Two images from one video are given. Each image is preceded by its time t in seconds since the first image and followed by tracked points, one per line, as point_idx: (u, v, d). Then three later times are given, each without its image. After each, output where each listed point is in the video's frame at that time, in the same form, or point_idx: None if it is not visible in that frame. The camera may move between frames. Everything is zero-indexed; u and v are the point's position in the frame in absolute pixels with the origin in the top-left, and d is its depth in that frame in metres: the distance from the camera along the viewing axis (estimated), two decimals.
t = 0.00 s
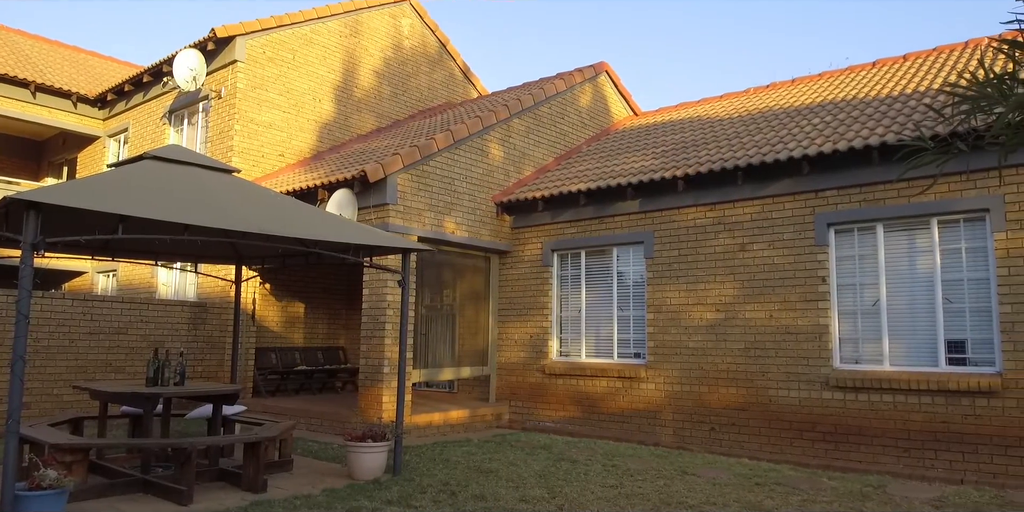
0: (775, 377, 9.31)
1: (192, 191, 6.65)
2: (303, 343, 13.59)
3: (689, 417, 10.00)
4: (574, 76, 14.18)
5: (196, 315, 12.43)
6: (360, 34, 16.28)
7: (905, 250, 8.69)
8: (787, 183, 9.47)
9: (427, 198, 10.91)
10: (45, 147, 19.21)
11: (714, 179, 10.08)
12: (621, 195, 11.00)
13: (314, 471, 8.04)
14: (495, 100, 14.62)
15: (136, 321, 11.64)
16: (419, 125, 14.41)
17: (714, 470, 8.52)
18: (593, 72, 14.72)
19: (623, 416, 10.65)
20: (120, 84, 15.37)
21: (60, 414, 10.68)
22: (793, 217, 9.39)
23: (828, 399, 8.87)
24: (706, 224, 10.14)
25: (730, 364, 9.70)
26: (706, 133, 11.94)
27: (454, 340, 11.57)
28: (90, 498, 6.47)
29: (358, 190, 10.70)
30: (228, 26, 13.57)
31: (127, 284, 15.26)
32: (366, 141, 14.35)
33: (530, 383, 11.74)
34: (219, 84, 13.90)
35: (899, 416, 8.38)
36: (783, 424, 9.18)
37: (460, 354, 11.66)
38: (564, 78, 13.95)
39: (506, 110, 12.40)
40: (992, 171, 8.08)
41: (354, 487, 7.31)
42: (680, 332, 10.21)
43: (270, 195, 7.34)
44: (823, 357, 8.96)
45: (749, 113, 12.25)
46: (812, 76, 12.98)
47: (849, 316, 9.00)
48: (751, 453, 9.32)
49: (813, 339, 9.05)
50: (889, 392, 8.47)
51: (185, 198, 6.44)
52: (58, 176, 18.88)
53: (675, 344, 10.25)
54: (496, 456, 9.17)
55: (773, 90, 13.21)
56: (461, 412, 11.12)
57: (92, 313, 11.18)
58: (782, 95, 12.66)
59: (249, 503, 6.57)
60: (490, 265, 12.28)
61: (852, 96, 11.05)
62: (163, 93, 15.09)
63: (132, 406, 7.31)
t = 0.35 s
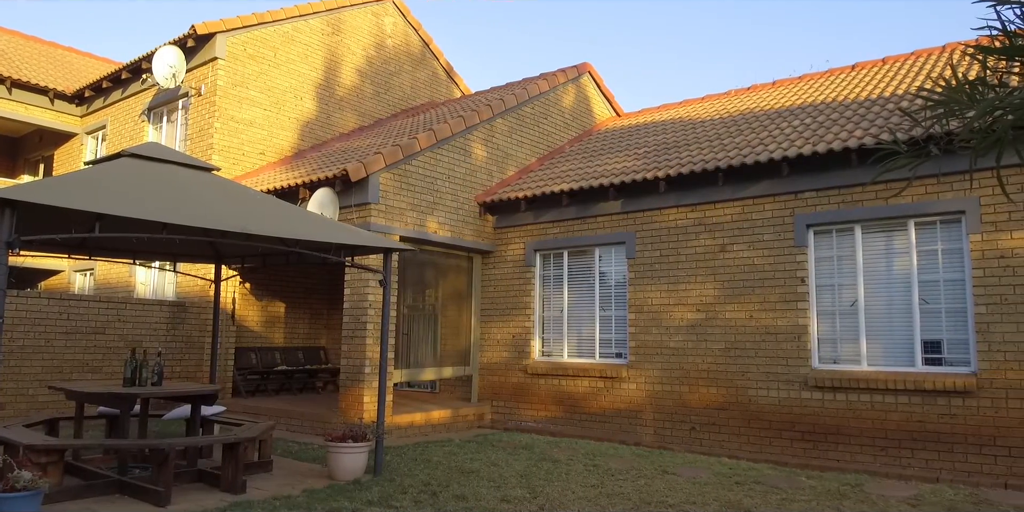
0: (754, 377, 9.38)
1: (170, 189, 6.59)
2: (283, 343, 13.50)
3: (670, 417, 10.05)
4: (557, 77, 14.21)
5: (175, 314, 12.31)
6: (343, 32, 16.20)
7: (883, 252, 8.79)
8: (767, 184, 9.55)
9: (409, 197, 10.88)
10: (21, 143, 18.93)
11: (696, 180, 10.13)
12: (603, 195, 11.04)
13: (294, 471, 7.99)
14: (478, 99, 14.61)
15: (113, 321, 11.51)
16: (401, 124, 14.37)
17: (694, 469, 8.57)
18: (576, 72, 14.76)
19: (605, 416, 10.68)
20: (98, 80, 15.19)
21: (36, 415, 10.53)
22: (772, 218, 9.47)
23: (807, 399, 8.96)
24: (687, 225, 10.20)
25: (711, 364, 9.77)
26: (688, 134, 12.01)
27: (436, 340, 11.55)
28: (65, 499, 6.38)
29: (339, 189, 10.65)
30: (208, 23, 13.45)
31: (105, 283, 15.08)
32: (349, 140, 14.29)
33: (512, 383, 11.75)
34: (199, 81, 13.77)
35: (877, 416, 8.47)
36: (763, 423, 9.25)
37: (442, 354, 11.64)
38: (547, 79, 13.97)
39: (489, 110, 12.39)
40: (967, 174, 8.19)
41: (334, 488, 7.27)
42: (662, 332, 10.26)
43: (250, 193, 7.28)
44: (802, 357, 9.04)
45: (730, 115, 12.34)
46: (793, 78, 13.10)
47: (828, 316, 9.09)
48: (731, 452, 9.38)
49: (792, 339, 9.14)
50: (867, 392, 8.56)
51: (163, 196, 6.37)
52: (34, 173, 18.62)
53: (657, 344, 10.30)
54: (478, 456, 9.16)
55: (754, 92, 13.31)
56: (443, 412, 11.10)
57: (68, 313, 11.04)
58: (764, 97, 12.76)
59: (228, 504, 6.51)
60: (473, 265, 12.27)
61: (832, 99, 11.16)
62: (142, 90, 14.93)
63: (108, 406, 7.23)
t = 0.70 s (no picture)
0: (736, 376, 9.44)
1: (152, 187, 6.53)
2: (266, 343, 13.42)
3: (652, 416, 10.10)
4: (542, 77, 14.22)
5: (155, 314, 12.19)
6: (327, 31, 16.12)
7: (863, 253, 8.87)
8: (749, 186, 9.61)
9: (394, 197, 10.84)
10: None
11: (679, 181, 10.18)
12: (588, 195, 11.07)
13: (276, 472, 7.93)
14: (462, 99, 14.59)
15: (92, 320, 11.38)
16: (386, 123, 14.32)
17: (676, 468, 8.61)
18: (561, 73, 14.78)
19: (589, 416, 10.71)
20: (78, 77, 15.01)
21: (13, 416, 10.39)
22: (755, 219, 9.54)
23: (788, 399, 9.03)
24: (671, 226, 10.25)
25: (693, 364, 9.82)
26: (672, 135, 12.07)
27: (420, 340, 11.52)
28: (42, 501, 6.30)
29: (323, 188, 10.59)
30: (190, 20, 13.33)
31: (84, 282, 14.91)
32: (332, 139, 14.23)
33: (496, 383, 11.74)
34: (181, 78, 13.64)
35: (857, 415, 8.56)
36: (744, 423, 9.32)
37: (426, 354, 11.61)
38: (532, 79, 13.98)
39: (473, 109, 12.38)
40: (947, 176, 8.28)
41: (316, 488, 7.23)
42: (645, 332, 10.30)
43: (233, 192, 7.21)
44: (783, 357, 9.11)
45: (714, 116, 12.42)
46: (776, 81, 13.20)
47: (809, 316, 9.17)
48: (712, 452, 9.44)
49: (774, 339, 9.20)
50: (847, 391, 8.64)
51: (144, 195, 6.31)
52: (12, 170, 18.36)
53: (640, 345, 10.34)
54: (461, 456, 9.16)
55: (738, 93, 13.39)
56: (427, 412, 11.07)
57: (46, 313, 10.90)
58: (747, 99, 12.84)
59: (209, 505, 6.46)
60: (457, 265, 12.25)
61: (814, 101, 11.25)
62: (123, 87, 14.77)
63: (87, 407, 7.14)
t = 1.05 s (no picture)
0: (718, 376, 9.50)
1: (131, 185, 6.47)
2: (247, 343, 13.32)
3: (635, 416, 10.13)
4: (526, 77, 14.22)
5: (134, 313, 12.06)
6: (310, 28, 16.03)
7: (843, 253, 8.96)
8: (731, 186, 9.67)
9: (377, 196, 10.80)
10: None
11: (662, 182, 10.23)
12: (571, 196, 11.09)
13: (256, 473, 7.87)
14: (446, 98, 14.56)
15: (70, 320, 11.24)
16: (369, 122, 14.25)
17: (658, 467, 8.65)
18: (545, 73, 14.79)
19: (572, 415, 10.73)
20: (57, 73, 14.82)
21: None
22: (737, 220, 9.59)
23: (769, 398, 9.10)
24: (654, 226, 10.29)
25: (675, 364, 9.87)
26: (656, 136, 12.12)
27: (403, 340, 11.49)
28: (18, 503, 6.21)
29: (305, 187, 10.54)
30: (171, 17, 13.20)
31: (62, 281, 14.72)
32: (315, 137, 14.15)
33: (479, 383, 11.73)
34: (161, 75, 13.51)
35: (837, 414, 8.64)
36: (726, 422, 9.38)
37: (409, 354, 11.58)
38: (516, 79, 13.98)
39: (457, 109, 12.36)
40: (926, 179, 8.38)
41: (297, 489, 7.18)
42: (628, 332, 10.34)
43: (213, 191, 7.15)
44: (764, 356, 9.18)
45: (697, 118, 12.49)
46: (758, 82, 13.29)
47: (790, 316, 9.24)
48: (694, 451, 9.50)
49: (755, 339, 9.27)
50: (828, 390, 8.72)
51: (124, 192, 6.25)
52: None
53: (623, 344, 10.37)
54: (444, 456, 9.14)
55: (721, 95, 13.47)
56: (409, 412, 11.04)
57: (22, 311, 10.74)
58: (731, 100, 12.91)
59: (188, 506, 6.40)
60: (441, 264, 12.23)
61: (796, 103, 11.34)
62: (102, 84, 14.60)
63: (64, 407, 7.05)
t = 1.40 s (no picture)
0: (701, 376, 9.55)
1: (110, 183, 6.40)
2: (229, 343, 13.22)
3: (619, 416, 10.16)
4: (511, 77, 14.22)
5: (114, 313, 11.94)
6: (294, 26, 15.94)
7: (825, 254, 9.04)
8: (714, 188, 9.72)
9: (361, 195, 10.75)
10: None
11: (646, 183, 10.27)
12: (556, 196, 11.11)
13: (237, 473, 7.81)
14: (431, 98, 14.53)
15: (49, 319, 11.10)
16: (353, 121, 14.20)
17: (641, 467, 8.69)
18: (530, 73, 14.80)
19: (556, 415, 10.74)
20: (36, 69, 14.64)
21: None
22: (720, 221, 9.65)
23: (751, 398, 9.16)
24: (638, 227, 10.32)
25: (658, 364, 9.91)
26: (640, 137, 12.16)
27: (387, 340, 11.45)
28: None
29: (288, 185, 10.48)
30: (153, 13, 13.07)
31: (41, 280, 14.54)
32: (299, 136, 14.07)
33: (463, 383, 11.72)
34: (143, 72, 13.38)
35: (818, 413, 8.71)
36: (708, 422, 9.42)
37: (393, 354, 11.55)
38: (501, 79, 13.97)
39: (442, 108, 12.34)
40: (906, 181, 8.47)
41: (279, 490, 7.14)
42: (611, 332, 10.37)
43: (195, 189, 7.09)
44: (747, 356, 9.24)
45: (681, 119, 12.55)
46: (742, 84, 13.38)
47: (772, 316, 9.31)
48: (677, 450, 9.55)
49: (737, 339, 9.33)
50: (809, 390, 8.80)
51: (102, 190, 6.18)
52: None
53: (606, 344, 10.40)
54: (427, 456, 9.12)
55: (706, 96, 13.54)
56: (393, 412, 11.01)
57: None
58: (715, 102, 12.99)
59: (168, 508, 6.35)
60: (425, 264, 12.20)
61: (779, 105, 11.42)
62: (83, 81, 14.44)
63: (42, 407, 6.96)
